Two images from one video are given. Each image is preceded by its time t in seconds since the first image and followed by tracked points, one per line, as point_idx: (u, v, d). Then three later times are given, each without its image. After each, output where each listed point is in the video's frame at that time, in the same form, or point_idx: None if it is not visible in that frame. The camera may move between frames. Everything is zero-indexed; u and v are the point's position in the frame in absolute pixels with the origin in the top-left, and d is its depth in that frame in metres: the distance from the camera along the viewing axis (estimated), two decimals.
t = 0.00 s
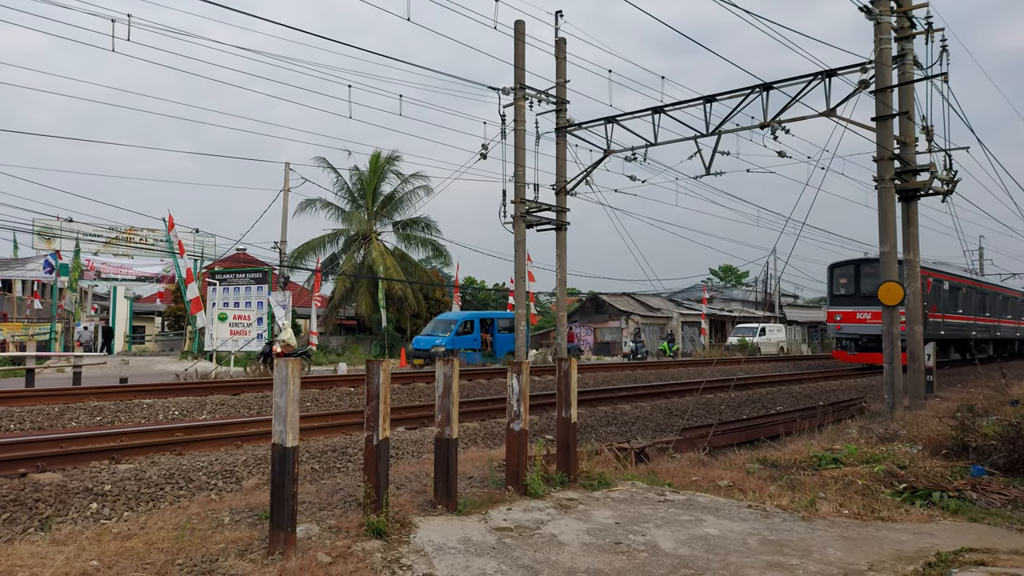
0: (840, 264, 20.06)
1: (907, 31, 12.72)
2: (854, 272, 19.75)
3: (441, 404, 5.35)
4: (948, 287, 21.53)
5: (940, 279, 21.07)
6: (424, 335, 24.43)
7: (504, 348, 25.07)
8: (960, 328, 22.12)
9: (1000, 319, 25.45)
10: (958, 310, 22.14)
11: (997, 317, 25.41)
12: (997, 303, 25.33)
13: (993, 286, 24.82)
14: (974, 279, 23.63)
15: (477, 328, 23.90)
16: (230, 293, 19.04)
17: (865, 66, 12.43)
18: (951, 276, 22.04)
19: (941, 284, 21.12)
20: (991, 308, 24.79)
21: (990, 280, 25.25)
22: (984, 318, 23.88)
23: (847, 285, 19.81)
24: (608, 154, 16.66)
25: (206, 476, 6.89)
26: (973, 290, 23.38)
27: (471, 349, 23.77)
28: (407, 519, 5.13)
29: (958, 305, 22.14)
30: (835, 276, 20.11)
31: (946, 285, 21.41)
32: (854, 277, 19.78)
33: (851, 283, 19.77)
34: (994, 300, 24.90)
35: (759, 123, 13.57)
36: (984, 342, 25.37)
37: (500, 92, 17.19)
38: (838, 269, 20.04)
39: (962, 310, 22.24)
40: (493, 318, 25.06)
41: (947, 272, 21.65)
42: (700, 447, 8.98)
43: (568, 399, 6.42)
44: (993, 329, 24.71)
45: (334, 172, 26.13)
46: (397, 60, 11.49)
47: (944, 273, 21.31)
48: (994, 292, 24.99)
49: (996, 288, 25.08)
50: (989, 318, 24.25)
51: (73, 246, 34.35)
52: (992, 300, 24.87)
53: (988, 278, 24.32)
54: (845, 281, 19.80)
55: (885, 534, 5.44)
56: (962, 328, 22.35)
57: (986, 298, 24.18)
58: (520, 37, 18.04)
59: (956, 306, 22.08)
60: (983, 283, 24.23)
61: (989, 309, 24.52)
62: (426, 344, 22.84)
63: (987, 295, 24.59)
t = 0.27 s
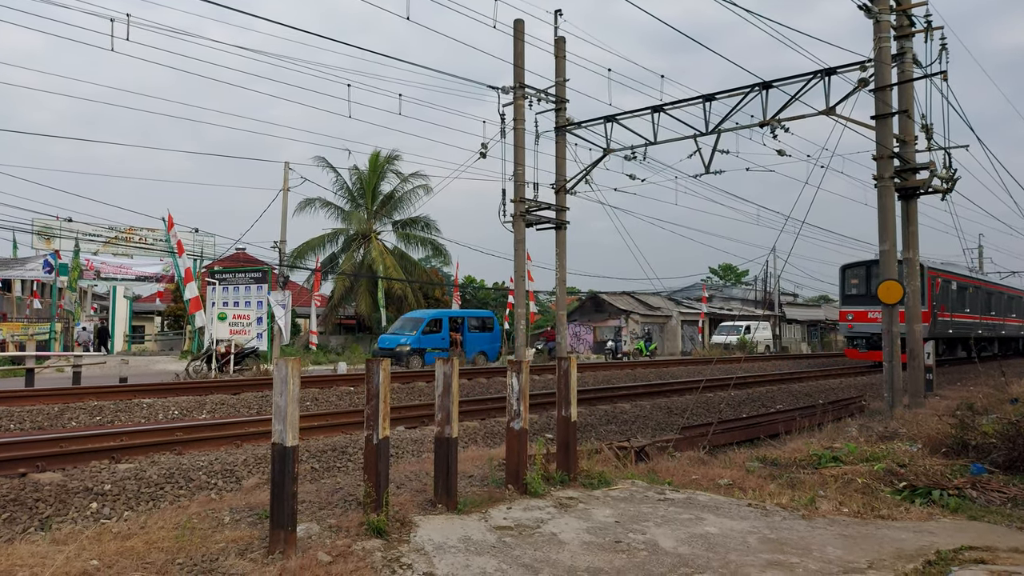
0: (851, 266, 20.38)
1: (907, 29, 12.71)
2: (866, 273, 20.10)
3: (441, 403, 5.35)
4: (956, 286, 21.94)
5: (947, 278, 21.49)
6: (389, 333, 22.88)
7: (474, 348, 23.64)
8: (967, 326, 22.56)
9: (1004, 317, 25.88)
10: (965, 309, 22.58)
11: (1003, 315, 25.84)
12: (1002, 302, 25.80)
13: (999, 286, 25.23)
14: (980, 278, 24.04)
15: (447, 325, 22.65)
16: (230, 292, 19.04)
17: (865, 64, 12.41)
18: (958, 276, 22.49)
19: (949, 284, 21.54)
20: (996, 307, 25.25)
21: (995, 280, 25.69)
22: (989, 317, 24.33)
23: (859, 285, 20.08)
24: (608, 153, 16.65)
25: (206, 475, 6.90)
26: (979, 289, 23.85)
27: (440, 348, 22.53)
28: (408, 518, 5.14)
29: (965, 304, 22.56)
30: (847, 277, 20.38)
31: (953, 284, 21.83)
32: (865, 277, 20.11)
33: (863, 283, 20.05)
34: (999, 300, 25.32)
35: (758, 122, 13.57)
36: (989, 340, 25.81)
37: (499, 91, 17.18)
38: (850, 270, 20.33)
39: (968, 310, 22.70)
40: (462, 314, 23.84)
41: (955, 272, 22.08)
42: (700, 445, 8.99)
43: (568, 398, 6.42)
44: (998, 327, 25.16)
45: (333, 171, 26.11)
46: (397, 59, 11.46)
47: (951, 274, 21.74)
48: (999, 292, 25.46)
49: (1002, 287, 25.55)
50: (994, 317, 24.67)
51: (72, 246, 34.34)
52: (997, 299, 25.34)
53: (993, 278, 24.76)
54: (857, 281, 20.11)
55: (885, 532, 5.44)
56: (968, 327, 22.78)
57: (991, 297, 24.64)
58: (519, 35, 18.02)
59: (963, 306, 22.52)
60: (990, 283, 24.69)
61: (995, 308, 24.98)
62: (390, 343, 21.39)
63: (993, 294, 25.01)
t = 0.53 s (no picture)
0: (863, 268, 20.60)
1: (908, 29, 12.71)
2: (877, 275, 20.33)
3: (441, 403, 5.35)
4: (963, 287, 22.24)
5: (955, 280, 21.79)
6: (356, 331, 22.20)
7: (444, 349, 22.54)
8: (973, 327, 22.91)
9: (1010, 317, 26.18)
10: (971, 310, 22.92)
11: (1008, 316, 26.14)
12: (1007, 303, 26.12)
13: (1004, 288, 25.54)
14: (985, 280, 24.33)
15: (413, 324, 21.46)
16: (231, 291, 19.05)
17: (865, 64, 12.40)
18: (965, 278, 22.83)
19: (957, 286, 21.84)
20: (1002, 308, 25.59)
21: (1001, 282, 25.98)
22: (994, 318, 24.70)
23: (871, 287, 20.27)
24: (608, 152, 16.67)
25: (206, 474, 6.90)
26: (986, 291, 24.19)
27: (405, 347, 21.24)
28: (407, 517, 5.14)
29: (971, 306, 22.90)
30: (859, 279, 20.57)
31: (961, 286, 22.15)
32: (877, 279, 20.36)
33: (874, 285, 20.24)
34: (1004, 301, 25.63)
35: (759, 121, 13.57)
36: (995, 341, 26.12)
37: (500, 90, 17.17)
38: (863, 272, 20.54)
39: (975, 311, 23.09)
40: (433, 316, 22.66)
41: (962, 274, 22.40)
42: (700, 445, 8.99)
43: (568, 397, 6.42)
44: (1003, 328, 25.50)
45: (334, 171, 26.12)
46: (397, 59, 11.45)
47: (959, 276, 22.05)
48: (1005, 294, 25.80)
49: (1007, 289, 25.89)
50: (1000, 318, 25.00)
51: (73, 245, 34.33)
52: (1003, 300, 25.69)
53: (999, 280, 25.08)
54: (869, 283, 20.33)
55: (886, 532, 5.44)
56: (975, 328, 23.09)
57: (997, 299, 24.98)
58: (519, 35, 18.02)
59: (970, 307, 22.86)
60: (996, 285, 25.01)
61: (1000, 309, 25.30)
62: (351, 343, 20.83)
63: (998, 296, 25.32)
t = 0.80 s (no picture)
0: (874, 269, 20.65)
1: (908, 29, 12.70)
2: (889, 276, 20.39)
3: (442, 402, 5.35)
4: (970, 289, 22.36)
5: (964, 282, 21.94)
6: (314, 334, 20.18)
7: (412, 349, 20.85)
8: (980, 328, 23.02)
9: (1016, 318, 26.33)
10: (979, 311, 23.03)
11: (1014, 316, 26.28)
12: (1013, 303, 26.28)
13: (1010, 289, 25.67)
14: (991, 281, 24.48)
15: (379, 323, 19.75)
16: (231, 291, 19.05)
17: (867, 63, 12.39)
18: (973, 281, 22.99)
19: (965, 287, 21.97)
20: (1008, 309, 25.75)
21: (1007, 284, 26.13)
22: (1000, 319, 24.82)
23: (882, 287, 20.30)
24: (609, 152, 16.67)
25: (206, 473, 6.90)
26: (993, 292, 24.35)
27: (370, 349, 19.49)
28: (408, 517, 5.14)
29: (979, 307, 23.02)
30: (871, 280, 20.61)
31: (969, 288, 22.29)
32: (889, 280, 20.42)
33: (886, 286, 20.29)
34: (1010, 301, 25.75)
35: (760, 121, 13.57)
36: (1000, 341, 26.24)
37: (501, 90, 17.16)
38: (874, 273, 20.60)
39: (983, 312, 23.25)
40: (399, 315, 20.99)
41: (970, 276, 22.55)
42: (700, 445, 8.99)
43: (568, 397, 6.42)
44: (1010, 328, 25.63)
45: (334, 170, 26.08)
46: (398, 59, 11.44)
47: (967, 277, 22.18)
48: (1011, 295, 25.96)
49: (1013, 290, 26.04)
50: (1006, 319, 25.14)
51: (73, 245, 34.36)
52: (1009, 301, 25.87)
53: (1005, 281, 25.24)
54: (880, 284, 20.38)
55: (887, 532, 5.44)
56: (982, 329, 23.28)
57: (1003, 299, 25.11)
58: (520, 34, 18.02)
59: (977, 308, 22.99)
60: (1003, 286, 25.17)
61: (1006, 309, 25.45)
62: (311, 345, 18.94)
63: (1005, 297, 25.46)
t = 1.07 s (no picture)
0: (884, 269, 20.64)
1: (909, 29, 12.70)
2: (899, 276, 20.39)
3: (442, 401, 5.35)
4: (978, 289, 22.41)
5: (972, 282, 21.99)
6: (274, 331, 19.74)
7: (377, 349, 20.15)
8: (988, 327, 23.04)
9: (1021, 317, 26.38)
10: (986, 311, 23.06)
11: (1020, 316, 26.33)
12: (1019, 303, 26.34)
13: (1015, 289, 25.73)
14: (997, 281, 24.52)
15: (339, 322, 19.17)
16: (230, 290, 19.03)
17: (867, 62, 12.37)
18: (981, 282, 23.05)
19: (973, 287, 22.01)
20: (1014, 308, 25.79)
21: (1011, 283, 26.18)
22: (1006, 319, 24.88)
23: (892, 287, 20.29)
24: (609, 152, 16.67)
25: (207, 473, 6.91)
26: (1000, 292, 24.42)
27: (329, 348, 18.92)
28: (408, 516, 5.14)
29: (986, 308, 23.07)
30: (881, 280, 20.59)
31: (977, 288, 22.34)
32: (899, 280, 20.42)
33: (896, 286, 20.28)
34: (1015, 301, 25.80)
35: (761, 120, 13.56)
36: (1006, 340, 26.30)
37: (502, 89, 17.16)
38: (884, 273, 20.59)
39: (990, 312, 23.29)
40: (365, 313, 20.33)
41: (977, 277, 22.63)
42: (701, 444, 8.98)
43: (568, 396, 6.41)
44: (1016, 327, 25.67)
45: (334, 170, 26.05)
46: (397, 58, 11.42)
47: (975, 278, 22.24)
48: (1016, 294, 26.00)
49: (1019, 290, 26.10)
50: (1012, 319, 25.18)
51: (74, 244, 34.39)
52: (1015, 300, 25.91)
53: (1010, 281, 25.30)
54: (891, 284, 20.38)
55: (888, 532, 5.44)
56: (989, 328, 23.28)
57: (1009, 299, 25.14)
58: (521, 33, 18.03)
59: (984, 308, 23.04)
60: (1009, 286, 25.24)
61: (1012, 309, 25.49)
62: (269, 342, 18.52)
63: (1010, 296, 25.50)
